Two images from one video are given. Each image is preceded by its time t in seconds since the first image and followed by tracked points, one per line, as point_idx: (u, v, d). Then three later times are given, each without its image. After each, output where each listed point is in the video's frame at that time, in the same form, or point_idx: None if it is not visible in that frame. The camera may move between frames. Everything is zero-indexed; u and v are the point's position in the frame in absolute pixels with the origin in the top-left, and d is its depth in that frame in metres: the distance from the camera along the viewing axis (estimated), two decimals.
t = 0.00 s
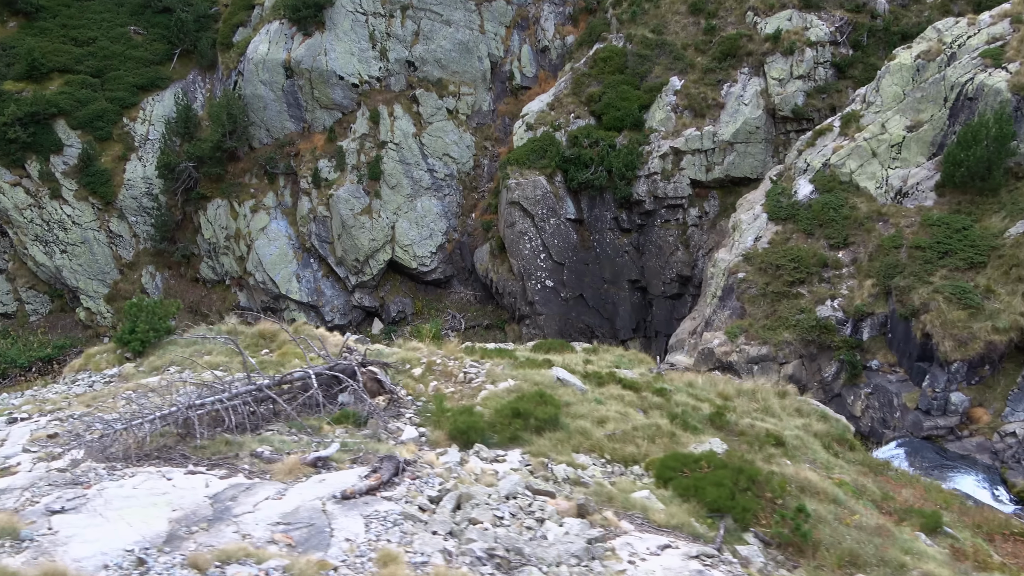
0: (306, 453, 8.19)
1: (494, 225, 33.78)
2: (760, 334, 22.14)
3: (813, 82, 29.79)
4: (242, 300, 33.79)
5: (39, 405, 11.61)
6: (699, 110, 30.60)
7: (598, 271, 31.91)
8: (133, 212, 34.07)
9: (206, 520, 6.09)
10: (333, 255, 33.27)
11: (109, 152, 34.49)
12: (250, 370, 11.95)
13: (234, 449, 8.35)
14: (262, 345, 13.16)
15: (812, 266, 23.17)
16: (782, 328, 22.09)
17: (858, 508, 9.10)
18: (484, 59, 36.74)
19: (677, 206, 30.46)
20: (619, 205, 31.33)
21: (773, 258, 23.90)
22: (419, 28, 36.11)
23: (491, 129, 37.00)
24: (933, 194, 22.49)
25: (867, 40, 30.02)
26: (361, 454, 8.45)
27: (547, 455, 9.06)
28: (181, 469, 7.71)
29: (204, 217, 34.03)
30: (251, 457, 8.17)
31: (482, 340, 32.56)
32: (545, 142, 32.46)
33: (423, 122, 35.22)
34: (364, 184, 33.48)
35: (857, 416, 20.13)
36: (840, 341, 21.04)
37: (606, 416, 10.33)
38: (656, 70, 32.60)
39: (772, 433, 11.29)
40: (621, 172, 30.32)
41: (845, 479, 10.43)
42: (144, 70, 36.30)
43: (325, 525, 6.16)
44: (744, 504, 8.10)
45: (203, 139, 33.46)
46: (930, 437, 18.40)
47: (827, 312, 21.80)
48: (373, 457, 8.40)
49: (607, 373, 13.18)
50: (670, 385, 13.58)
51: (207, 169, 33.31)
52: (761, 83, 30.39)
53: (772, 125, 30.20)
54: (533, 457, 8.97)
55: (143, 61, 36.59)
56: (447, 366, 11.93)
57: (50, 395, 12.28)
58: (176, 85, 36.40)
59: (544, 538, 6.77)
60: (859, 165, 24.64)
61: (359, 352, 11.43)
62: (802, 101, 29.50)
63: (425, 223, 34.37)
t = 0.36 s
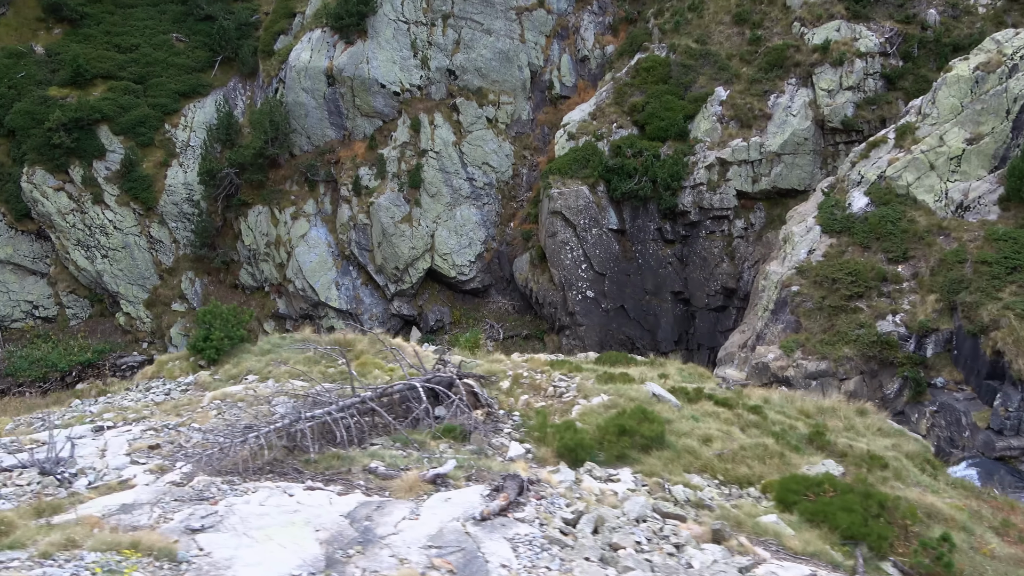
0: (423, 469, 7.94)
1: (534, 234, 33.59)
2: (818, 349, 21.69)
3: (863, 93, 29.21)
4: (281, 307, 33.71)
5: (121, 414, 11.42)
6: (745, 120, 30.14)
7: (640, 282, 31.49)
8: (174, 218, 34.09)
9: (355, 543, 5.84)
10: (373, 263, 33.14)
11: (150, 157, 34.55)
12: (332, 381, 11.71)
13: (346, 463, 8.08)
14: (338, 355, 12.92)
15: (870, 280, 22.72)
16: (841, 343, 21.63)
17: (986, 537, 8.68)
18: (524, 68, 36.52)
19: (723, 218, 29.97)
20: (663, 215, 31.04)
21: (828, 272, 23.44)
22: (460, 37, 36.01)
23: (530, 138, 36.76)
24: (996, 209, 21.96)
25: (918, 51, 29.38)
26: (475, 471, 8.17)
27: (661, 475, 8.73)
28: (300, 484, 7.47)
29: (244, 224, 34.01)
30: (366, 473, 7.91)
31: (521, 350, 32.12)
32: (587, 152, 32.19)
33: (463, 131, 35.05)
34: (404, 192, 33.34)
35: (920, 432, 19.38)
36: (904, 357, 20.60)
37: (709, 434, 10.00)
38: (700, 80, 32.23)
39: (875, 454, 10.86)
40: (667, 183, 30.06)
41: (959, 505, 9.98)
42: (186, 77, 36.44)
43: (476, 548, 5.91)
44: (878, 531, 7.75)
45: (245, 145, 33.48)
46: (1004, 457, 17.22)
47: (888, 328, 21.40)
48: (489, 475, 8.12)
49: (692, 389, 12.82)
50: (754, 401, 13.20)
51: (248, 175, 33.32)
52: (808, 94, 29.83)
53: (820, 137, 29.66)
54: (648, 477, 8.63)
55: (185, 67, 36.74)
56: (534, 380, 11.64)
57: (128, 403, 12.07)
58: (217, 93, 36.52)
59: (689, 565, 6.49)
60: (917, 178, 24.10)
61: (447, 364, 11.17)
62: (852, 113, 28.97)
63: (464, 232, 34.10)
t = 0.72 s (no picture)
0: (549, 488, 7.62)
1: (574, 243, 33.15)
2: (879, 364, 21.16)
3: (914, 104, 28.50)
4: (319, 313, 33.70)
5: (205, 423, 11.20)
6: (793, 130, 29.66)
7: (682, 292, 30.93)
8: (214, 223, 34.07)
9: (519, 571, 5.60)
10: (412, 271, 32.92)
11: (191, 163, 34.55)
12: (417, 392, 11.43)
13: (465, 481, 7.77)
14: (417, 365, 12.66)
15: (931, 294, 22.26)
16: (903, 359, 21.09)
17: None
18: (564, 77, 36.25)
19: (769, 229, 29.46)
20: (708, 225, 30.41)
21: (887, 285, 22.93)
22: (500, 45, 35.85)
23: (570, 147, 36.41)
24: None
25: (971, 61, 28.33)
26: (598, 492, 7.83)
27: (784, 498, 8.35)
28: (426, 502, 7.17)
29: (283, 230, 34.00)
30: (488, 491, 7.59)
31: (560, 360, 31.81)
32: (630, 161, 31.87)
33: (503, 139, 34.82)
34: (444, 200, 33.13)
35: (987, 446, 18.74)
36: (970, 374, 20.14)
37: (822, 455, 9.65)
38: (745, 89, 31.85)
39: (986, 478, 10.37)
40: (712, 193, 29.60)
41: None
42: (227, 82, 36.52)
43: None
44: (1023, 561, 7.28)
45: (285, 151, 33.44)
46: None
47: (952, 342, 20.96)
48: (612, 495, 7.79)
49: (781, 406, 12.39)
50: (844, 418, 12.73)
51: (289, 181, 33.26)
52: (857, 104, 29.32)
53: (870, 148, 29.09)
54: (771, 500, 8.27)
55: (225, 73, 36.83)
56: (626, 395, 11.30)
57: (205, 413, 11.83)
58: (257, 99, 36.59)
59: None
60: (977, 191, 23.59)
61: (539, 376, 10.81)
62: (903, 124, 28.27)
63: (503, 241, 33.81)
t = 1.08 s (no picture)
0: (686, 509, 7.28)
1: (615, 252, 32.63)
2: (942, 380, 20.57)
3: (968, 112, 27.92)
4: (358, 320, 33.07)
5: (292, 432, 10.98)
6: (842, 140, 29.20)
7: (726, 303, 30.25)
8: (253, 228, 34.06)
9: None
10: (452, 278, 32.59)
11: (231, 168, 34.56)
12: (506, 404, 11.12)
13: (594, 500, 7.46)
14: (499, 376, 12.42)
15: (995, 307, 21.76)
16: (967, 374, 20.53)
17: None
18: (604, 84, 35.78)
19: (818, 239, 28.85)
20: (754, 235, 29.84)
21: (947, 299, 22.44)
22: (541, 51, 35.64)
23: (608, 155, 35.84)
24: None
25: None
26: (732, 514, 7.49)
27: (918, 523, 7.93)
28: (563, 523, 6.85)
29: (323, 236, 33.99)
30: (619, 512, 7.27)
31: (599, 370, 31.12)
32: (673, 169, 31.55)
33: (543, 146, 34.44)
34: (484, 208, 32.91)
35: None
36: None
37: (944, 477, 9.30)
38: (792, 98, 31.42)
39: None
40: (759, 202, 29.06)
41: None
42: (267, 88, 36.58)
43: None
44: None
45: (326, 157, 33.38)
46: None
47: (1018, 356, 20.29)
48: (748, 518, 7.46)
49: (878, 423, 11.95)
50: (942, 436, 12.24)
51: (329, 187, 33.24)
52: (909, 113, 28.73)
53: (922, 158, 28.52)
54: (906, 524, 7.85)
55: (266, 79, 36.91)
56: (724, 411, 10.93)
57: (286, 423, 11.60)
58: (297, 105, 36.71)
59: None
60: None
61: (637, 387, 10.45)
62: (956, 133, 27.72)
63: (543, 249, 33.13)
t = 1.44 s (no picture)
0: (840, 534, 6.95)
1: (659, 260, 32.12)
2: (1011, 395, 19.81)
3: None
4: (398, 326, 33.00)
5: (384, 442, 10.74)
6: (895, 148, 28.58)
7: (773, 312, 29.24)
8: (295, 233, 34.00)
9: None
10: (493, 284, 32.20)
11: (272, 172, 34.50)
12: (602, 417, 10.81)
13: (738, 522, 7.10)
14: (588, 388, 12.11)
15: None
16: None
17: None
18: (646, 90, 35.54)
19: (870, 249, 28.17)
20: (804, 244, 29.12)
21: (1012, 312, 21.73)
22: (584, 57, 35.45)
23: (650, 161, 35.31)
24: None
25: None
26: (883, 539, 7.12)
27: None
28: (717, 548, 6.49)
29: (365, 241, 33.97)
30: (768, 535, 6.91)
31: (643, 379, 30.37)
32: (720, 177, 31.02)
33: (585, 152, 34.10)
34: (527, 214, 32.52)
35: None
36: None
37: None
38: (842, 105, 30.87)
39: None
40: (810, 211, 28.25)
41: None
42: (308, 93, 36.57)
43: None
44: None
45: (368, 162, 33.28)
46: None
47: None
48: (900, 544, 7.10)
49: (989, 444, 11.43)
50: None
51: (372, 192, 33.22)
52: (964, 122, 28.01)
53: (978, 167, 27.66)
54: None
55: (307, 83, 36.92)
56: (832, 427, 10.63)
57: (374, 432, 11.34)
58: (337, 109, 36.67)
59: None
60: None
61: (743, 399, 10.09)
62: (1016, 141, 26.52)
63: (585, 256, 32.81)
